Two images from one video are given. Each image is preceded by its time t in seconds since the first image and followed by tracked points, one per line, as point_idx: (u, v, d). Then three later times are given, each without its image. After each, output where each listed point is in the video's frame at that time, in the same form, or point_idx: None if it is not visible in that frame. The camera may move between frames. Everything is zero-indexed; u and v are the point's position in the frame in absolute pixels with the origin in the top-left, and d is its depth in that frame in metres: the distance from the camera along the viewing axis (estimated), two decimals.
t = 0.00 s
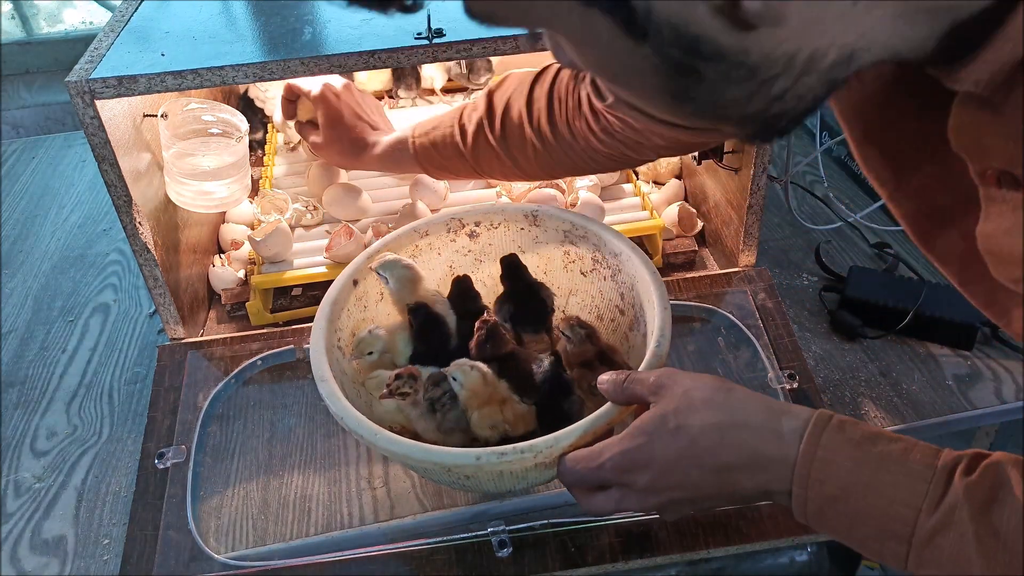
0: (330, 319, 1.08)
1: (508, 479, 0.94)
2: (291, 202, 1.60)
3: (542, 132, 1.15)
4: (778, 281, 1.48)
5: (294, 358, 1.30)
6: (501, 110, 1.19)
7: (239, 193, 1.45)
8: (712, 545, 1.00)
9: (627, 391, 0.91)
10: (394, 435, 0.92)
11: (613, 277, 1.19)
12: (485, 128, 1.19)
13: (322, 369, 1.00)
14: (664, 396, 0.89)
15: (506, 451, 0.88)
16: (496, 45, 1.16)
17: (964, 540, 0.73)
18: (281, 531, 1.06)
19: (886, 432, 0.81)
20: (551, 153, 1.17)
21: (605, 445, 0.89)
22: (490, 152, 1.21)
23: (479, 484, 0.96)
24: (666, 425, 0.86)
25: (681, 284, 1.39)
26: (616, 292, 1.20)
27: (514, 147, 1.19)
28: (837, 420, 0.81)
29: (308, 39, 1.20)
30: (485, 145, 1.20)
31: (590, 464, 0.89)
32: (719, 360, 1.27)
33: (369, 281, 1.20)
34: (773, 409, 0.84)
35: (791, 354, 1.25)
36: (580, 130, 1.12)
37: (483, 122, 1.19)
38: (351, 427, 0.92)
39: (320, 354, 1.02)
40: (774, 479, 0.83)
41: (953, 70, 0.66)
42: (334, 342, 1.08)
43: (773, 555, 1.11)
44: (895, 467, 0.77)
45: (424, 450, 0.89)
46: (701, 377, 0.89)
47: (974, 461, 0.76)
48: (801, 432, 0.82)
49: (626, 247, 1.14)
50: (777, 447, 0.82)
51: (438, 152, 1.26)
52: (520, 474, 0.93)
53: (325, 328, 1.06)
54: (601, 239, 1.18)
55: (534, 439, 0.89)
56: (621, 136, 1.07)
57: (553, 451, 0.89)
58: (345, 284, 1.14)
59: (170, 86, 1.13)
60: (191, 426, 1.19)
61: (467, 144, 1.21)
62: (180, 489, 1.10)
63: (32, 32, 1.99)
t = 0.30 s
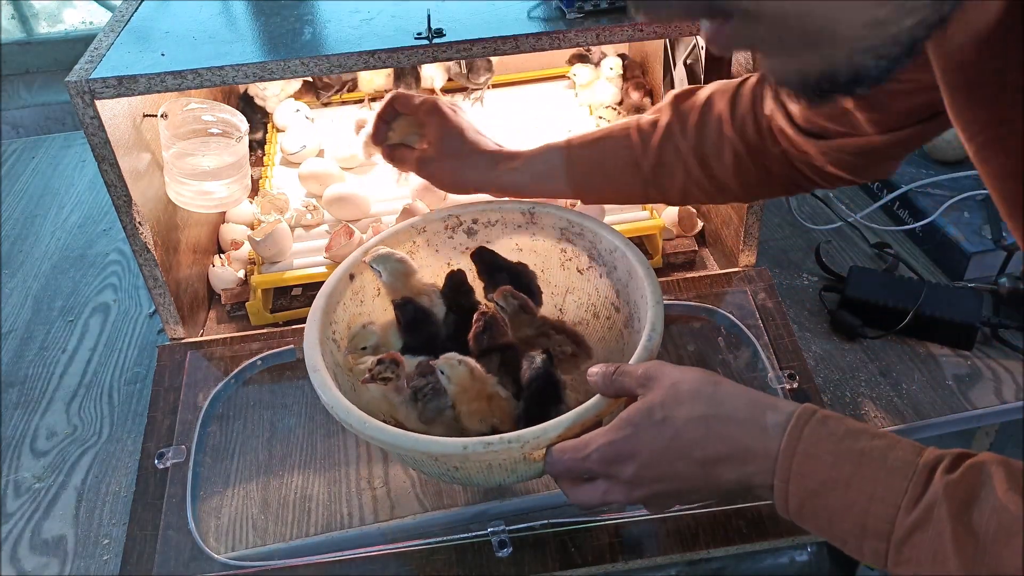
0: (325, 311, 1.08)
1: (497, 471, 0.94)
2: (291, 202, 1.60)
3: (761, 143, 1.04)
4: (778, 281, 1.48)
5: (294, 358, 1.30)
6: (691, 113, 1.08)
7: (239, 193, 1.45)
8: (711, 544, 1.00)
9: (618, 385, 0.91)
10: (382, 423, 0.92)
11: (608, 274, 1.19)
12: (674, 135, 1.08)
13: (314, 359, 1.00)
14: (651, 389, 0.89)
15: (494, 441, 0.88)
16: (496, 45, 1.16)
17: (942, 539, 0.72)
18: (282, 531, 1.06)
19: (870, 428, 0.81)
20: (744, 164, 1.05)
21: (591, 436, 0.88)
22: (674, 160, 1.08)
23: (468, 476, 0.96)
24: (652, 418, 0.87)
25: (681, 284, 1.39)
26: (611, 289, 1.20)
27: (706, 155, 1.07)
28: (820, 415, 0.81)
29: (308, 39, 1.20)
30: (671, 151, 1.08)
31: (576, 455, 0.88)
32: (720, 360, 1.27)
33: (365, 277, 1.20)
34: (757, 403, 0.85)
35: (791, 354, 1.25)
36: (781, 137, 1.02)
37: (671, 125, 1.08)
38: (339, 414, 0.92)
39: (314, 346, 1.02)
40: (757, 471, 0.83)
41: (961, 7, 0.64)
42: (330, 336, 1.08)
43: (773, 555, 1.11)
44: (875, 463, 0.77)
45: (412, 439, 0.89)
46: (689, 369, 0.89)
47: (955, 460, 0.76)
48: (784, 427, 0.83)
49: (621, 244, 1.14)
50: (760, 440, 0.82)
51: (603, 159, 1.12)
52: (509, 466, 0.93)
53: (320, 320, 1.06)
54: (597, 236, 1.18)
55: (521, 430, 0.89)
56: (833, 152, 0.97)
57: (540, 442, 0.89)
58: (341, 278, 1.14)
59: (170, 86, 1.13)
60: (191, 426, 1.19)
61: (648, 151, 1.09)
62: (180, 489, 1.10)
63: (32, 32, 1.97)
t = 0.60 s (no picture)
0: (327, 316, 1.08)
1: (506, 474, 0.95)
2: (291, 202, 1.60)
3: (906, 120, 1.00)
4: (778, 281, 1.48)
5: (294, 358, 1.30)
6: (828, 94, 1.03)
7: (239, 193, 1.45)
8: (711, 545, 1.00)
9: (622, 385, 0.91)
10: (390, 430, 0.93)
11: (609, 273, 1.19)
12: (818, 117, 1.03)
13: (319, 365, 1.00)
14: (660, 393, 0.89)
15: (504, 446, 0.89)
16: (497, 45, 1.16)
17: (948, 543, 0.72)
18: (282, 531, 1.06)
19: (876, 431, 0.80)
20: (892, 141, 1.01)
21: (601, 439, 0.89)
22: (815, 144, 1.04)
23: (477, 479, 0.96)
24: (660, 421, 0.87)
25: (681, 284, 1.39)
26: (611, 288, 1.20)
27: (852, 136, 1.02)
28: (831, 417, 0.81)
29: (308, 39, 1.20)
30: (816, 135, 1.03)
31: (586, 457, 0.89)
32: (720, 360, 1.26)
33: (366, 278, 1.20)
34: (767, 403, 0.85)
35: (790, 354, 1.25)
36: (908, 118, 0.96)
37: (811, 108, 1.03)
38: (348, 423, 0.92)
39: (317, 349, 1.02)
40: (764, 472, 0.82)
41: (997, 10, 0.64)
42: (332, 338, 1.08)
43: (773, 555, 1.11)
44: (883, 466, 0.77)
45: (422, 445, 0.90)
46: (698, 371, 0.90)
47: (964, 464, 0.76)
48: (793, 427, 0.82)
49: (622, 242, 1.14)
50: (766, 441, 0.82)
51: (738, 145, 1.06)
52: (518, 469, 0.94)
53: (323, 324, 1.07)
54: (598, 235, 1.18)
55: (531, 434, 0.90)
56: (959, 139, 0.90)
57: (551, 445, 0.90)
58: (343, 281, 1.14)
59: (171, 86, 1.13)
60: (191, 426, 1.19)
61: (788, 138, 1.04)
62: (181, 489, 1.10)
63: (32, 32, 1.97)
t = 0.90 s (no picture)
0: (326, 324, 1.08)
1: (507, 483, 0.94)
2: (291, 202, 1.60)
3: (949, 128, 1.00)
4: (778, 281, 1.48)
5: (294, 358, 1.30)
6: (865, 114, 1.04)
7: (239, 193, 1.45)
8: (711, 545, 1.00)
9: (624, 390, 0.90)
10: (392, 440, 0.93)
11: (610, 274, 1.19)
12: (860, 139, 1.03)
13: (320, 374, 1.00)
14: (661, 406, 0.89)
15: (505, 458, 0.89)
16: (497, 45, 1.16)
17: (950, 551, 0.72)
18: (282, 531, 1.06)
19: (877, 440, 0.80)
20: (938, 152, 1.01)
21: (605, 452, 0.89)
22: (861, 165, 1.03)
23: (478, 487, 0.96)
24: (663, 434, 0.87)
25: (681, 284, 1.39)
26: (612, 289, 1.20)
27: (894, 151, 1.02)
28: (831, 428, 0.81)
29: (308, 39, 1.20)
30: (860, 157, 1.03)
31: (588, 471, 0.89)
32: (720, 360, 1.26)
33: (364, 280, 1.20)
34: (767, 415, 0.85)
35: (790, 354, 1.25)
36: (950, 124, 0.95)
37: (852, 129, 1.03)
38: (349, 434, 0.92)
39: (316, 356, 1.02)
40: (768, 483, 0.83)
41: None
42: (332, 344, 1.08)
43: (772, 555, 1.11)
44: (884, 475, 0.77)
45: (423, 457, 0.89)
46: (701, 386, 0.89)
47: (964, 472, 0.76)
48: (793, 438, 0.82)
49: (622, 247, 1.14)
50: (768, 452, 0.82)
51: (780, 176, 1.05)
52: (518, 479, 0.93)
53: (322, 332, 1.06)
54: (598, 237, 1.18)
55: (533, 445, 0.89)
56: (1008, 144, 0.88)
57: (551, 458, 0.89)
58: (342, 284, 1.14)
59: (170, 86, 1.13)
60: (192, 426, 1.19)
61: (832, 163, 1.03)
62: (181, 489, 1.10)
63: (32, 32, 1.96)
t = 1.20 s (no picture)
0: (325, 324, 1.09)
1: (504, 481, 0.95)
2: (291, 202, 1.59)
3: None
4: (778, 281, 1.48)
5: (294, 358, 1.30)
6: (948, 90, 0.98)
7: (239, 193, 1.45)
8: (712, 544, 1.00)
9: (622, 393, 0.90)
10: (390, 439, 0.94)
11: (609, 274, 1.19)
12: (939, 115, 0.97)
13: (317, 373, 1.02)
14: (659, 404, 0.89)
15: (501, 455, 0.90)
16: (497, 45, 1.16)
17: (944, 558, 0.72)
18: (282, 531, 1.06)
19: (875, 444, 0.80)
20: None
21: (600, 452, 0.89)
22: (942, 144, 0.97)
23: (475, 486, 0.96)
24: (660, 434, 0.87)
25: (681, 284, 1.39)
26: (611, 290, 1.20)
27: (981, 130, 0.95)
28: (828, 431, 0.81)
29: (308, 39, 1.20)
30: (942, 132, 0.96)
31: (585, 468, 0.89)
32: (719, 360, 1.26)
33: (364, 281, 1.20)
34: (764, 416, 0.85)
35: (790, 354, 1.25)
36: None
37: (931, 105, 0.97)
38: (347, 432, 0.94)
39: (315, 359, 1.04)
40: (766, 484, 0.83)
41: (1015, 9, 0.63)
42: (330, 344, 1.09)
43: (772, 555, 1.10)
44: (881, 480, 0.77)
45: (419, 454, 0.90)
46: (694, 384, 0.90)
47: (961, 479, 0.75)
48: (790, 441, 0.82)
49: (621, 246, 1.14)
50: (765, 453, 0.82)
51: (851, 154, 1.00)
52: (516, 477, 0.93)
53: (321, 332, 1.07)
54: (597, 237, 1.18)
55: (528, 443, 0.91)
56: None
57: (547, 454, 0.91)
58: (340, 285, 1.14)
59: (170, 86, 1.13)
60: (191, 426, 1.19)
61: (908, 140, 0.98)
62: (181, 489, 1.10)
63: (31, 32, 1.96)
